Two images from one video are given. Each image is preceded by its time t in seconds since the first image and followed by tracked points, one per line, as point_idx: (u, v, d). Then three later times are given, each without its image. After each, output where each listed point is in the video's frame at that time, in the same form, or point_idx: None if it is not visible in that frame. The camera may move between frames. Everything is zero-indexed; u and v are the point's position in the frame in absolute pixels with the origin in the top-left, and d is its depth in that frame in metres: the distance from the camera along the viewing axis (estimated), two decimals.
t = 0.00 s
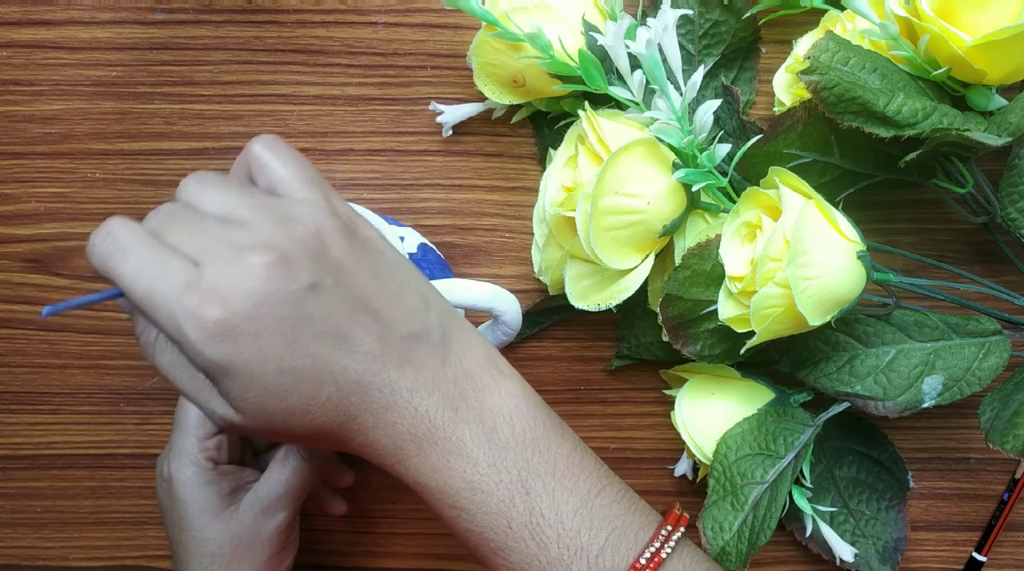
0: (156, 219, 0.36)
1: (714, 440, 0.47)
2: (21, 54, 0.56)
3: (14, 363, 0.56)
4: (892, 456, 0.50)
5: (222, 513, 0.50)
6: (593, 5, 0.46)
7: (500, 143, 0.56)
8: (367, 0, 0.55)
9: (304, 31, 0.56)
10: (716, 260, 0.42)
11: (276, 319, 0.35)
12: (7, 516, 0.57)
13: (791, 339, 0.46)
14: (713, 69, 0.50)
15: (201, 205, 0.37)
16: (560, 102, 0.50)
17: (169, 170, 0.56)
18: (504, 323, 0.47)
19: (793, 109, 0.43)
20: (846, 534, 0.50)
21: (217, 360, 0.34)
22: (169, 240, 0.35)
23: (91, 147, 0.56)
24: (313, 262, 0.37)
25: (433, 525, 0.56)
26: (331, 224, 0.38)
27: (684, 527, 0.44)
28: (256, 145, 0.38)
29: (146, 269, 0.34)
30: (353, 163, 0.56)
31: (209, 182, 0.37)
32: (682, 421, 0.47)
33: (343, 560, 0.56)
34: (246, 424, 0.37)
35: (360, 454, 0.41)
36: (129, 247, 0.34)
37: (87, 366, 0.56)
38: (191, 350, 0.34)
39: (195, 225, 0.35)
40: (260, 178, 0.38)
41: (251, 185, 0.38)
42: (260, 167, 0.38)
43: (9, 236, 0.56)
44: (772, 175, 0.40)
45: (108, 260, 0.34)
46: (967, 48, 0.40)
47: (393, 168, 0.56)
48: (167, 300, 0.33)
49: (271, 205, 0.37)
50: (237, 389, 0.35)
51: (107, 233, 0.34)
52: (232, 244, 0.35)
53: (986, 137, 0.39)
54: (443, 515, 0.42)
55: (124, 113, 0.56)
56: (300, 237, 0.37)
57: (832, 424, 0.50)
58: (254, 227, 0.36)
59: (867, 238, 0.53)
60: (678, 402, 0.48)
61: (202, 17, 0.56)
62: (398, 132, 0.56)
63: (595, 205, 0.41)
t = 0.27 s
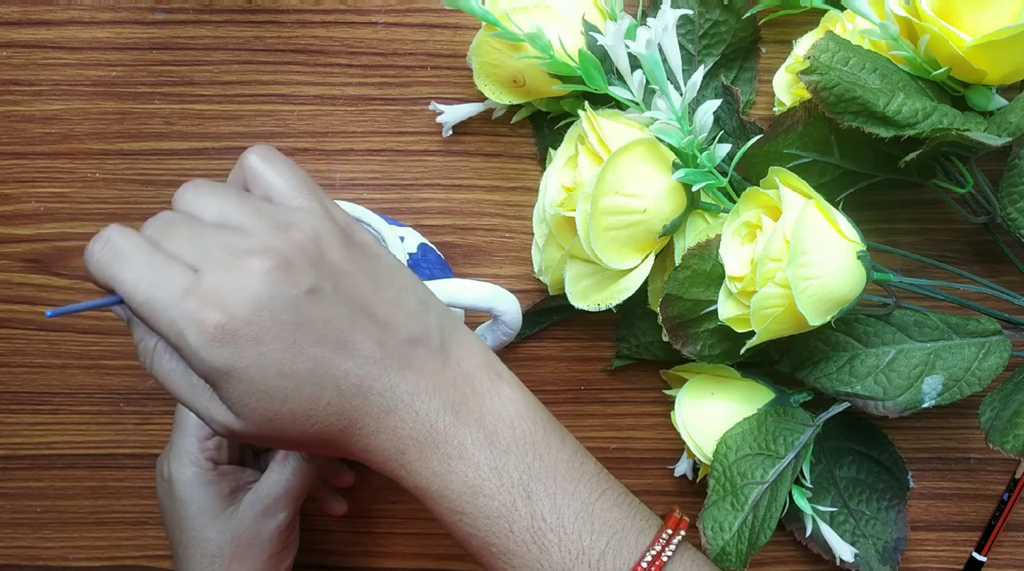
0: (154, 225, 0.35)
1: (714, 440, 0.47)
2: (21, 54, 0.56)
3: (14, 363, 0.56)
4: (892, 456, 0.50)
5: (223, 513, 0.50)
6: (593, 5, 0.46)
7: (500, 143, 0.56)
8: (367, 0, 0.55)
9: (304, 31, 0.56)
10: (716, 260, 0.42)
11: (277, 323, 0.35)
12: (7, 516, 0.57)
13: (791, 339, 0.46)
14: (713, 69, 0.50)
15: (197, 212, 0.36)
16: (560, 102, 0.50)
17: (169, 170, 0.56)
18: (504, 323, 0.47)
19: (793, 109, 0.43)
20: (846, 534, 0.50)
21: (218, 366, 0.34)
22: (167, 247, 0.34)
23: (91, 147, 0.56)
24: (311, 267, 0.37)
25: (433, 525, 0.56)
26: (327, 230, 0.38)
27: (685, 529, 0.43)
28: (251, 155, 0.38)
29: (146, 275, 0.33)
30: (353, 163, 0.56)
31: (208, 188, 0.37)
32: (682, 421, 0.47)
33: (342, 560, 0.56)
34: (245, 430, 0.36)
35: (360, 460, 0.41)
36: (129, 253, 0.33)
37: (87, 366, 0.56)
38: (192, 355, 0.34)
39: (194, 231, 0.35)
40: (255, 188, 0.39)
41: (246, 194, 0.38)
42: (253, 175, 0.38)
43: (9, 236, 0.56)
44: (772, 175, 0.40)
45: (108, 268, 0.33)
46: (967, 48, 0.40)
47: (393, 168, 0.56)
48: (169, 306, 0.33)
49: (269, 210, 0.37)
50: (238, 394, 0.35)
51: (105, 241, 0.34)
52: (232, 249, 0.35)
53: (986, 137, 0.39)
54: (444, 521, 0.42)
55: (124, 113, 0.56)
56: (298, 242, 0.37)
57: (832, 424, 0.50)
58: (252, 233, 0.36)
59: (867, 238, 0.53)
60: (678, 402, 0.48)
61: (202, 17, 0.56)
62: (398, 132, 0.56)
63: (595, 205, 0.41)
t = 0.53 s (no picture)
0: (185, 188, 0.34)
1: (714, 440, 0.47)
2: (21, 54, 0.56)
3: (13, 362, 0.56)
4: (892, 456, 0.50)
5: (223, 513, 0.50)
6: (593, 5, 0.46)
7: (500, 143, 0.56)
8: (367, 0, 0.55)
9: (304, 31, 0.56)
10: (716, 260, 0.42)
11: (310, 307, 0.35)
12: (7, 516, 0.57)
13: (791, 339, 0.46)
14: (713, 69, 0.50)
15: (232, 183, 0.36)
16: (561, 102, 0.50)
17: (169, 170, 0.56)
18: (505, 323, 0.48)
19: (793, 109, 0.43)
20: (846, 534, 0.50)
21: (247, 344, 0.33)
22: (202, 214, 0.33)
23: (91, 147, 0.56)
24: (348, 252, 0.36)
25: (433, 524, 0.56)
26: (364, 217, 0.38)
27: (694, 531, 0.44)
28: (287, 133, 0.38)
29: (178, 244, 0.32)
30: (353, 163, 0.56)
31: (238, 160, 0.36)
32: (682, 421, 0.47)
33: (343, 560, 0.56)
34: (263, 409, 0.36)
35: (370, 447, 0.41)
36: (160, 219, 0.32)
37: (87, 366, 0.56)
38: (221, 331, 0.33)
39: (228, 200, 0.34)
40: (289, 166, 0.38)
41: (280, 169, 0.37)
42: (290, 152, 0.38)
43: (9, 236, 0.56)
44: (772, 175, 0.40)
45: (139, 234, 0.32)
46: (967, 48, 0.40)
47: (393, 168, 0.56)
48: (201, 278, 0.32)
49: (306, 191, 0.37)
50: (261, 374, 0.34)
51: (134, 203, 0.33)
52: (268, 226, 0.34)
53: (986, 137, 0.39)
54: (451, 514, 0.42)
55: (124, 113, 0.56)
56: (337, 226, 0.36)
57: (832, 424, 0.50)
58: (290, 211, 0.35)
59: (867, 238, 0.53)
60: (677, 403, 0.48)
61: (202, 17, 0.56)
62: (398, 132, 0.56)
63: (594, 205, 0.41)
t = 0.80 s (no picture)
0: (200, 188, 0.36)
1: (714, 440, 0.47)
2: (21, 54, 0.56)
3: (13, 362, 0.56)
4: (892, 456, 0.50)
5: (223, 513, 0.50)
6: (593, 5, 0.46)
7: (499, 143, 0.56)
8: (367, 0, 0.55)
9: (304, 31, 0.56)
10: (716, 260, 0.42)
11: (326, 301, 0.36)
12: (7, 516, 0.57)
13: (791, 339, 0.46)
14: (713, 69, 0.50)
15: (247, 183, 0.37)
16: (561, 102, 0.50)
17: (169, 170, 0.56)
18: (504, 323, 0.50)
19: (793, 108, 0.43)
20: (846, 534, 0.50)
21: (264, 337, 0.35)
22: (218, 214, 0.35)
23: (91, 147, 0.56)
24: (362, 250, 0.38)
25: (433, 524, 0.56)
26: (378, 217, 0.39)
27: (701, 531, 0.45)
28: (302, 132, 0.40)
29: (196, 240, 0.34)
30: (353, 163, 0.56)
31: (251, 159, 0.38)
32: (682, 421, 0.47)
33: (343, 560, 0.56)
34: (278, 407, 0.36)
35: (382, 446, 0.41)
36: (179, 217, 0.34)
37: (87, 366, 0.56)
38: (238, 324, 0.34)
39: (246, 201, 0.36)
40: (304, 167, 0.40)
41: (294, 170, 0.39)
42: (304, 152, 0.40)
43: (9, 236, 0.56)
44: (772, 175, 0.40)
45: (158, 231, 0.34)
46: (967, 48, 0.40)
47: (393, 168, 0.56)
48: (219, 272, 0.34)
49: (320, 191, 0.38)
50: (278, 369, 0.35)
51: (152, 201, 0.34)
52: (284, 223, 0.36)
53: (986, 137, 0.39)
54: (461, 512, 0.43)
55: (124, 113, 0.56)
56: (351, 224, 0.38)
57: (832, 424, 0.50)
58: (305, 210, 0.37)
59: (867, 239, 0.53)
60: (677, 403, 0.48)
61: (202, 17, 0.56)
62: (398, 132, 0.56)
63: (594, 205, 0.41)
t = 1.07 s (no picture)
0: (202, 186, 0.36)
1: (714, 440, 0.47)
2: (21, 54, 0.56)
3: (13, 362, 0.56)
4: (892, 456, 0.50)
5: (223, 513, 0.50)
6: (593, 5, 0.46)
7: (499, 143, 0.56)
8: (367, 0, 0.55)
9: (304, 31, 0.56)
10: (716, 260, 0.42)
11: (332, 295, 0.36)
12: (7, 516, 0.57)
13: (791, 339, 0.46)
14: (713, 69, 0.50)
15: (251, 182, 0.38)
16: (561, 102, 0.50)
17: (169, 170, 0.56)
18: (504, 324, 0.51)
19: (793, 108, 0.43)
20: (846, 534, 0.50)
21: (270, 331, 0.35)
22: (223, 211, 0.36)
23: (91, 147, 0.56)
24: (365, 245, 0.38)
25: (433, 524, 0.56)
26: (379, 214, 0.40)
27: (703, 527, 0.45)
28: (304, 132, 0.41)
29: (201, 237, 0.34)
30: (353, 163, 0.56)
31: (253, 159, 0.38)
32: (682, 421, 0.47)
33: (343, 560, 0.56)
34: (282, 404, 0.36)
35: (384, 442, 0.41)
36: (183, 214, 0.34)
37: (87, 366, 0.56)
38: (245, 319, 0.34)
39: (249, 198, 0.36)
40: (305, 165, 0.41)
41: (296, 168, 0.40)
42: (307, 150, 0.40)
43: (9, 236, 0.56)
44: (772, 175, 0.40)
45: (161, 224, 0.34)
46: (967, 48, 0.40)
47: (393, 168, 0.56)
48: (226, 267, 0.34)
49: (323, 189, 0.39)
50: (285, 364, 0.35)
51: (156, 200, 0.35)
52: (289, 221, 0.36)
53: (986, 137, 0.39)
54: (465, 508, 0.43)
55: (124, 113, 0.56)
56: (353, 220, 0.38)
57: (832, 424, 0.50)
58: (308, 206, 0.37)
59: (867, 239, 0.53)
60: (677, 403, 0.48)
61: (202, 17, 0.56)
62: (398, 132, 0.56)
63: (594, 205, 0.41)
